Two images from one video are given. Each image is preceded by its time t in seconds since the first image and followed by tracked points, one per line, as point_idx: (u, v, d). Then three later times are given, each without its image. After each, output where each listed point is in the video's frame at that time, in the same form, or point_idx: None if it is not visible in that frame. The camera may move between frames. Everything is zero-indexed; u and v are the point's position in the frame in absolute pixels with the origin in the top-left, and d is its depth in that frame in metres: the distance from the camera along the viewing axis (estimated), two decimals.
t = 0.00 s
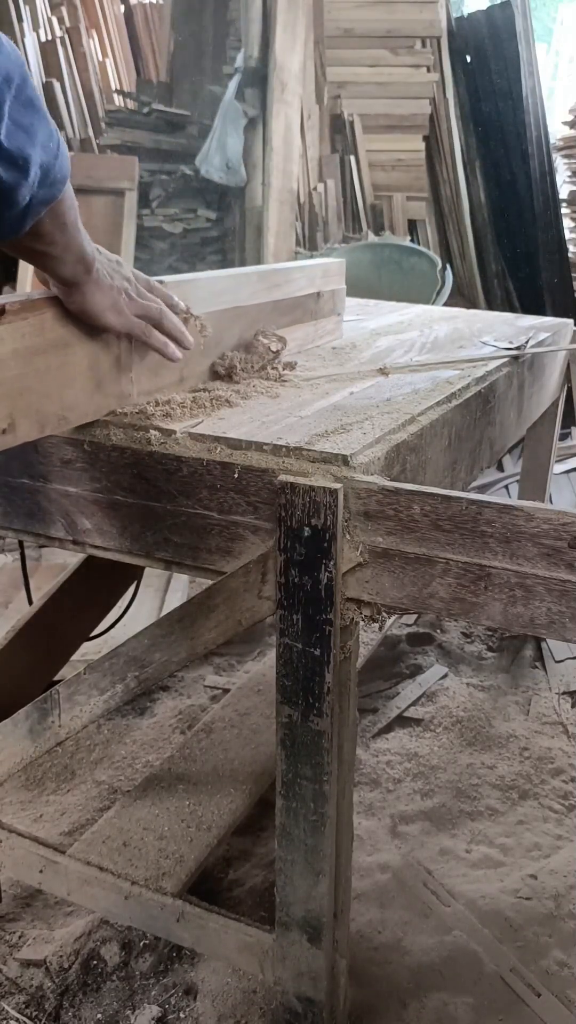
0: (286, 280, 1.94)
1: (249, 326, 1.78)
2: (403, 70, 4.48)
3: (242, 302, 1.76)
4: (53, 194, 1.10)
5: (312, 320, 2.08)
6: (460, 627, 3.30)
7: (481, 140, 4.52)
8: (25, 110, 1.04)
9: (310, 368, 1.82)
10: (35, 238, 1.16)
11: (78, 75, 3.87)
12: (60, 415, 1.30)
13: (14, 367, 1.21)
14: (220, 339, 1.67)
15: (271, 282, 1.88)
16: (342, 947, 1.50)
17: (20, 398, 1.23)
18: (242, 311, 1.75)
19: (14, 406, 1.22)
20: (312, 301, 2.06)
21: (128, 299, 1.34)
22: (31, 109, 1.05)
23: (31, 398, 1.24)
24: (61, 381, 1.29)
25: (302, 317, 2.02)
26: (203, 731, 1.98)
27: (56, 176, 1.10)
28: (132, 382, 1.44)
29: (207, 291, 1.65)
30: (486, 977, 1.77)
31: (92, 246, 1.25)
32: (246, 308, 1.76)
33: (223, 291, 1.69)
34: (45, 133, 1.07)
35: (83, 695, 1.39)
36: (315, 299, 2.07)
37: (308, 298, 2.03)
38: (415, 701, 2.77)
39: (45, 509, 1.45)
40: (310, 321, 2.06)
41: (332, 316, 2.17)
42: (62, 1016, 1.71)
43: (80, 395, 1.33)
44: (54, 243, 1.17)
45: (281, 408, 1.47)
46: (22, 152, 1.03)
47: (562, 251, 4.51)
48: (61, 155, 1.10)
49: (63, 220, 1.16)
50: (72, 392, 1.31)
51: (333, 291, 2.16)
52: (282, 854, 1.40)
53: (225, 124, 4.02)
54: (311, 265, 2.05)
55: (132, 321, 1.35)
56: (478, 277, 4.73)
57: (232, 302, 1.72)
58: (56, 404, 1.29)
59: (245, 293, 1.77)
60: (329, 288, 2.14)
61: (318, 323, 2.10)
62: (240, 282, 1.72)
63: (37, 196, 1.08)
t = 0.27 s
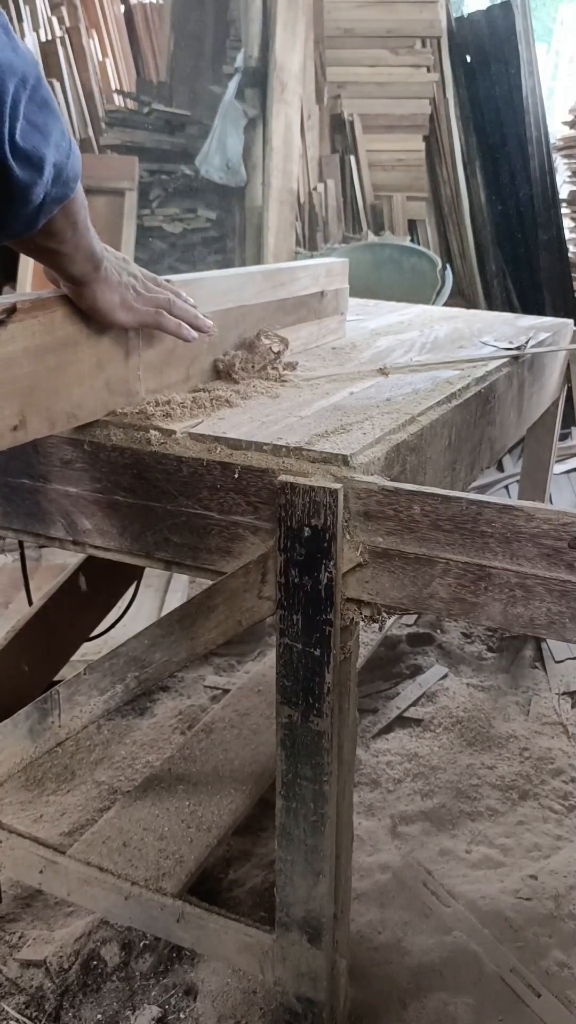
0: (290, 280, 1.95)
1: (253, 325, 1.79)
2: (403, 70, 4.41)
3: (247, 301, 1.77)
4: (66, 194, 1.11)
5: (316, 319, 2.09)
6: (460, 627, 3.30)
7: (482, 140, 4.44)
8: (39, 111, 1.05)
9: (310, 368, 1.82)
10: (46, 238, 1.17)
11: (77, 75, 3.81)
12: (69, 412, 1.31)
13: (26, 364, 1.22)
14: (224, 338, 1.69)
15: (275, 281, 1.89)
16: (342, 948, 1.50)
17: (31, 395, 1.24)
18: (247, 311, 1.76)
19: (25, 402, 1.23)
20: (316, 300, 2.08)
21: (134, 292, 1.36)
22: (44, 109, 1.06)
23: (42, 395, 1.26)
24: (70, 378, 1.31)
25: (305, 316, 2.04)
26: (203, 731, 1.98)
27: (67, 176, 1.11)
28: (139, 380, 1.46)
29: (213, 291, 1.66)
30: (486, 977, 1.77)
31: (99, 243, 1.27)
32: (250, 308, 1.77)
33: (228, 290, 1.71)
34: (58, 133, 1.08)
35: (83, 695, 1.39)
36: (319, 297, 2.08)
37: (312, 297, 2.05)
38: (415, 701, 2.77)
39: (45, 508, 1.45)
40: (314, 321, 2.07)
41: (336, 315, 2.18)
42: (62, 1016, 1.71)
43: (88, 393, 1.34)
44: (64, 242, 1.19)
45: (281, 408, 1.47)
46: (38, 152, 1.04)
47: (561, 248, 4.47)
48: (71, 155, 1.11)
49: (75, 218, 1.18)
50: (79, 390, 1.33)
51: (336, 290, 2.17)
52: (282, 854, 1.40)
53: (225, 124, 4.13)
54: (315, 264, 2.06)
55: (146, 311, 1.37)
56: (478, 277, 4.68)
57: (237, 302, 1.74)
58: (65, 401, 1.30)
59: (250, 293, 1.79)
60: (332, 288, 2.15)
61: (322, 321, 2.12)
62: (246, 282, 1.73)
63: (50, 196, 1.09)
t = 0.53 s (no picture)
0: (294, 278, 1.98)
1: (257, 322, 1.82)
2: (403, 70, 4.39)
3: (252, 300, 1.81)
4: (78, 194, 1.12)
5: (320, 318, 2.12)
6: (460, 627, 3.30)
7: (482, 141, 4.39)
8: (52, 112, 1.05)
9: (311, 368, 1.82)
10: (58, 238, 1.19)
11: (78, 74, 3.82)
12: (77, 410, 1.33)
13: (29, 364, 1.23)
14: (230, 335, 1.72)
15: (279, 280, 1.92)
16: (342, 948, 1.50)
17: (41, 393, 1.26)
18: (251, 309, 1.79)
19: (35, 400, 1.25)
20: (319, 299, 2.11)
21: (142, 291, 1.38)
22: (57, 112, 1.06)
23: (52, 392, 1.28)
24: (79, 376, 1.32)
25: (309, 315, 2.06)
26: (203, 731, 1.98)
27: (80, 177, 1.11)
28: (147, 378, 1.48)
29: (217, 291, 1.69)
30: (486, 977, 1.77)
31: (108, 243, 1.28)
32: (256, 306, 1.81)
33: (232, 290, 1.74)
34: (71, 134, 1.08)
35: (83, 695, 1.39)
36: (322, 297, 2.11)
37: (315, 296, 2.08)
38: (415, 701, 2.77)
39: (45, 509, 1.45)
40: (317, 320, 2.10)
41: (339, 315, 2.21)
42: (62, 1016, 1.71)
43: (97, 390, 1.36)
44: (75, 242, 1.21)
45: (281, 408, 1.47)
46: (52, 153, 1.04)
47: (562, 252, 4.52)
48: (83, 157, 1.12)
49: (86, 218, 1.20)
50: (88, 387, 1.34)
51: (340, 290, 2.21)
52: (282, 854, 1.40)
53: (225, 124, 4.11)
54: (318, 263, 2.10)
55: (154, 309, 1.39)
56: (478, 278, 4.67)
57: (241, 301, 1.77)
58: (73, 399, 1.32)
59: (254, 294, 1.82)
60: (336, 286, 2.18)
61: (325, 320, 2.15)
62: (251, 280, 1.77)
63: (63, 196, 1.09)
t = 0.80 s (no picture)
0: (298, 277, 2.01)
1: (261, 322, 1.86)
2: (403, 70, 4.39)
3: (257, 300, 1.84)
4: (91, 195, 1.14)
5: (323, 317, 2.15)
6: (460, 627, 3.30)
7: (481, 141, 4.39)
8: (68, 115, 1.08)
9: (311, 368, 1.82)
10: (71, 237, 1.21)
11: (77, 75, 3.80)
12: (87, 407, 1.35)
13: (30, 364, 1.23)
14: (235, 333, 1.74)
15: (283, 279, 1.95)
16: (342, 948, 1.50)
17: (52, 391, 1.27)
18: (256, 309, 1.83)
19: (46, 397, 1.26)
20: (323, 299, 2.14)
21: (151, 289, 1.40)
22: (72, 115, 1.09)
23: (62, 389, 1.29)
24: (88, 373, 1.34)
25: (312, 315, 2.09)
26: (203, 731, 1.98)
27: (93, 179, 1.13)
28: (154, 375, 1.49)
29: (224, 291, 1.73)
30: (486, 977, 1.77)
31: (118, 243, 1.30)
32: (260, 306, 1.84)
33: (238, 289, 1.78)
34: (85, 137, 1.11)
35: (83, 695, 1.39)
36: (326, 297, 2.14)
37: (319, 296, 2.11)
38: (415, 701, 2.77)
39: (45, 509, 1.45)
40: (321, 319, 2.13)
41: (343, 315, 2.23)
42: (62, 1016, 1.71)
43: (105, 387, 1.38)
44: (87, 241, 1.23)
45: (281, 408, 1.47)
46: (68, 155, 1.06)
47: (562, 251, 4.49)
48: (96, 159, 1.14)
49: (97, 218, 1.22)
50: (96, 385, 1.36)
51: (343, 289, 2.24)
52: (282, 854, 1.40)
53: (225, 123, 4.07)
54: (322, 263, 2.13)
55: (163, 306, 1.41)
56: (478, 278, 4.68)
57: (247, 301, 1.80)
58: (82, 396, 1.34)
59: (259, 293, 1.85)
60: (339, 286, 2.21)
61: (330, 318, 2.17)
62: (256, 280, 1.80)
63: (78, 197, 1.11)
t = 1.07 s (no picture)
0: (302, 277, 2.03)
1: (266, 321, 1.87)
2: (403, 70, 4.39)
3: (263, 299, 1.86)
4: (102, 196, 1.15)
5: (328, 316, 2.17)
6: (460, 627, 3.30)
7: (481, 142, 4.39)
8: (79, 118, 1.08)
9: (311, 368, 1.82)
10: (83, 238, 1.21)
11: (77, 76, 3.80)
12: (94, 404, 1.37)
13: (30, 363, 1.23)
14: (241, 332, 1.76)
15: (289, 279, 1.97)
16: (343, 948, 1.50)
17: (60, 389, 1.29)
18: (262, 308, 1.84)
19: (55, 395, 1.28)
20: (326, 299, 2.15)
21: (159, 289, 1.42)
22: (82, 115, 1.09)
23: (70, 387, 1.31)
24: (94, 372, 1.36)
25: (317, 315, 2.11)
26: (203, 731, 1.98)
27: (104, 178, 1.14)
28: (160, 374, 1.51)
29: (229, 290, 1.74)
30: (486, 977, 1.77)
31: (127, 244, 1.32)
32: (266, 305, 1.86)
33: (243, 288, 1.79)
34: (96, 139, 1.11)
35: (83, 695, 1.39)
36: (329, 297, 2.16)
37: (323, 295, 2.12)
38: (415, 701, 2.77)
39: (45, 509, 1.45)
40: (325, 318, 2.14)
41: (346, 314, 2.25)
42: (62, 1016, 1.71)
43: (112, 385, 1.40)
44: (99, 243, 1.23)
45: (281, 408, 1.47)
46: (80, 157, 1.07)
47: (562, 251, 4.48)
48: (107, 160, 1.15)
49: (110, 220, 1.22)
50: (103, 382, 1.38)
51: (347, 289, 2.25)
52: (282, 854, 1.40)
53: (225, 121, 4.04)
54: (326, 263, 2.14)
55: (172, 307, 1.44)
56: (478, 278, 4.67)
57: (252, 300, 1.82)
58: (89, 394, 1.35)
59: (264, 292, 1.87)
60: (343, 285, 2.23)
61: (333, 318, 2.19)
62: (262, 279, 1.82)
63: (89, 199, 1.12)
